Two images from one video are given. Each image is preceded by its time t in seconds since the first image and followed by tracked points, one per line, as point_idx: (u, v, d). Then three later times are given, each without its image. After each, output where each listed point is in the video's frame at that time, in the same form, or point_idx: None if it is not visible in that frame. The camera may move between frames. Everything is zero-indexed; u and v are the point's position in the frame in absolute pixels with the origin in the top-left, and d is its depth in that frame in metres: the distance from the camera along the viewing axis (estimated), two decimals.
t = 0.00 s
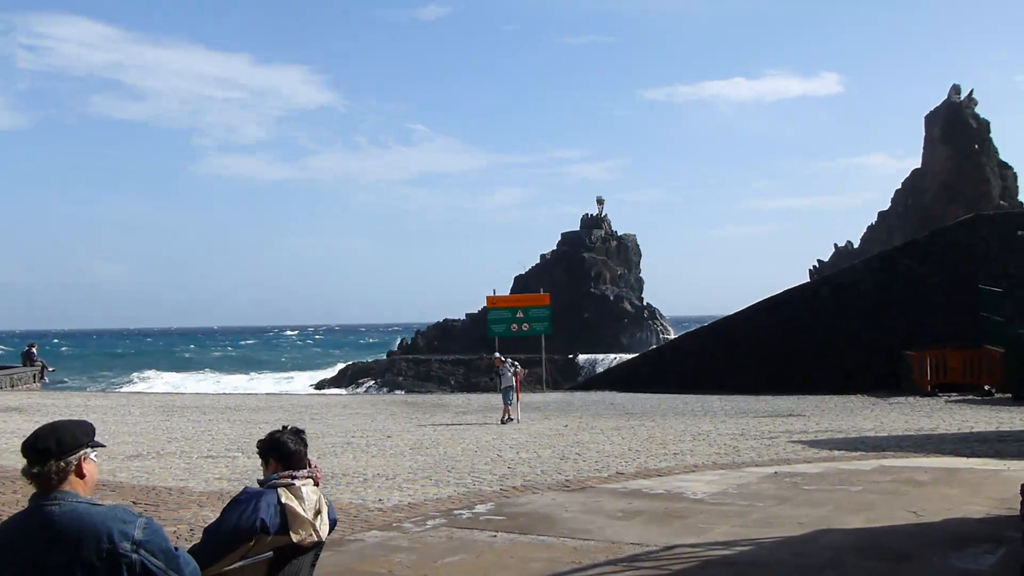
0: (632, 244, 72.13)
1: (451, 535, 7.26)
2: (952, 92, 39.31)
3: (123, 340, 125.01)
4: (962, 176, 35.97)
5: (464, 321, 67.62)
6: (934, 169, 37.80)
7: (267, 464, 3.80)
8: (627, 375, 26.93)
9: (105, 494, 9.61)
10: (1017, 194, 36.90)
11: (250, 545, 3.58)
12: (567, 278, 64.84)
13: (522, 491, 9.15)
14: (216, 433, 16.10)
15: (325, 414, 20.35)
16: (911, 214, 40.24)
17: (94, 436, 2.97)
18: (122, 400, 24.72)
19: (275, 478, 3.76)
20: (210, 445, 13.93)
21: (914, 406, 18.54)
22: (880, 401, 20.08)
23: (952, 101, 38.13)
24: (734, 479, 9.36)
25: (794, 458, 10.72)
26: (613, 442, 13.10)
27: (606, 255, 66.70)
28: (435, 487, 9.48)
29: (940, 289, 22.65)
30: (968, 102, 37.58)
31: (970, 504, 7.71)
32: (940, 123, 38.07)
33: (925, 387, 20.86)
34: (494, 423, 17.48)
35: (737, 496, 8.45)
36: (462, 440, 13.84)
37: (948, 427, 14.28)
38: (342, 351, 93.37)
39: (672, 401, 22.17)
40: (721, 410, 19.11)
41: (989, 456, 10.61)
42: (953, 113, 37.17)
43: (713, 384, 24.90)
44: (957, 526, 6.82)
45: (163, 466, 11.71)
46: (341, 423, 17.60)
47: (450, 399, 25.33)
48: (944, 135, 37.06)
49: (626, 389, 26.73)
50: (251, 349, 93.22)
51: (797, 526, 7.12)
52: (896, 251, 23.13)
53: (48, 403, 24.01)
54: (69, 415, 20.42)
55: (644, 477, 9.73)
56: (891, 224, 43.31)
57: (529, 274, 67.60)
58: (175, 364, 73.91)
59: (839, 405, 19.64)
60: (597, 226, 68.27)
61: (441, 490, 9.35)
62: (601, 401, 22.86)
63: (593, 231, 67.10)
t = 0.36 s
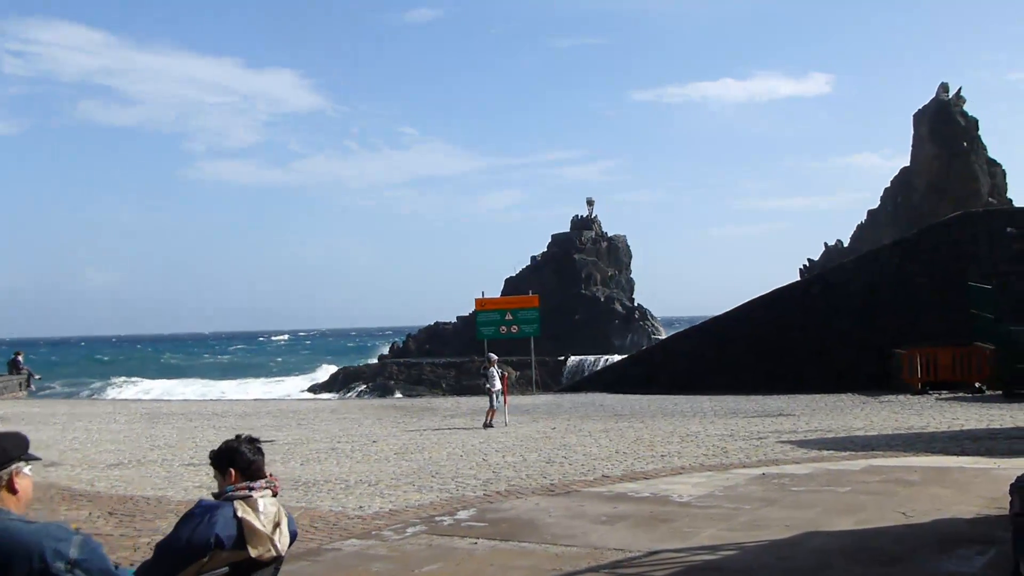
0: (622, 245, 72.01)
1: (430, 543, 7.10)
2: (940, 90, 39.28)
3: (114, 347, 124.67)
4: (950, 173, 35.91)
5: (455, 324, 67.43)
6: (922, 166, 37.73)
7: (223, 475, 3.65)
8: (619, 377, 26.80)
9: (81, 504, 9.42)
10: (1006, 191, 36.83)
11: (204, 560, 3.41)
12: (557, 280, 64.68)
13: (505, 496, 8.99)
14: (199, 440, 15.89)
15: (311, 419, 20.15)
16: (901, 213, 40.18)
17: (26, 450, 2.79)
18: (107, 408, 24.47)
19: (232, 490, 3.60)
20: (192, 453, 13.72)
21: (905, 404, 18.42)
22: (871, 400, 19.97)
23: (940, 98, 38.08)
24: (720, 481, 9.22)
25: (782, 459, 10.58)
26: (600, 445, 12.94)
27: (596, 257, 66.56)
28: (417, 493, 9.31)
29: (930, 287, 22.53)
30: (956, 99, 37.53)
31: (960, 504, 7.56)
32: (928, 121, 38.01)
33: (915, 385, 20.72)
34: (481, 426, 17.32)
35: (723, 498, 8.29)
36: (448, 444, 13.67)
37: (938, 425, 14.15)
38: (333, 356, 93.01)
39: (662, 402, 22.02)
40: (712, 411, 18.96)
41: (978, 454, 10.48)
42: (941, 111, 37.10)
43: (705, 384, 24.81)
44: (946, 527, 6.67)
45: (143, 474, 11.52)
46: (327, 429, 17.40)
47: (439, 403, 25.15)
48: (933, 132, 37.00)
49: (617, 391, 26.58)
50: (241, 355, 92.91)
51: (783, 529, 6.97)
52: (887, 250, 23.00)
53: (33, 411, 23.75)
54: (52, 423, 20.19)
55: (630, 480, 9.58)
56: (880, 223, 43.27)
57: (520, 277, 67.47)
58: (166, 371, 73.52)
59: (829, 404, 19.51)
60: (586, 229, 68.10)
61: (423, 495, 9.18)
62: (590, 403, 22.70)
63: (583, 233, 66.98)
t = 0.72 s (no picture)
0: (615, 248, 71.96)
1: (395, 542, 6.94)
2: (938, 103, 39.25)
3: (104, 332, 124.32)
4: (944, 186, 35.86)
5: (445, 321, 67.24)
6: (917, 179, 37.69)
7: (164, 466, 3.47)
8: (604, 377, 26.66)
9: (45, 490, 9.23)
10: (999, 206, 36.82)
11: (133, 558, 3.26)
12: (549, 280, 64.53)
13: (476, 497, 8.82)
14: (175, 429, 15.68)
15: (291, 412, 19.95)
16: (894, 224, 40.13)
17: None
18: (87, 393, 24.22)
19: (169, 483, 3.44)
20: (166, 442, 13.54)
21: (890, 416, 18.30)
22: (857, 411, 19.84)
23: (936, 111, 38.02)
24: (696, 489, 9.07)
25: (761, 468, 10.43)
26: (580, 448, 12.79)
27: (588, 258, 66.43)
28: (388, 490, 9.15)
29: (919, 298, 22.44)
30: (953, 113, 37.46)
31: (937, 521, 7.42)
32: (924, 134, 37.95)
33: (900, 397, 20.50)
34: (462, 424, 17.15)
35: (697, 507, 8.14)
36: (425, 442, 13.50)
37: (922, 439, 14.02)
38: (322, 349, 92.69)
39: (646, 406, 21.87)
40: (696, 417, 18.80)
41: (960, 470, 10.35)
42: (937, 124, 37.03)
43: (691, 388, 24.68)
44: (921, 545, 6.54)
45: (112, 462, 11.33)
46: (306, 422, 17.21)
47: (422, 399, 24.97)
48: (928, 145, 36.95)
49: (603, 393, 26.43)
50: (229, 345, 92.57)
51: (756, 541, 6.82)
52: (878, 260, 22.87)
53: (12, 393, 23.52)
54: (29, 406, 19.97)
55: (605, 485, 9.43)
56: (873, 234, 43.25)
57: (511, 276, 67.32)
58: (152, 357, 73.14)
59: (814, 414, 19.38)
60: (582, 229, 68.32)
61: (393, 493, 9.01)
62: (575, 405, 22.54)
63: (576, 235, 66.84)
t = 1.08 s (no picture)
0: (644, 244, 71.57)
1: (414, 547, 6.82)
2: (969, 92, 38.73)
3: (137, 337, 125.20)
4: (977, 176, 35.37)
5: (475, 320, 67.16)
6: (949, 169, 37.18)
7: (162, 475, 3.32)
8: (634, 375, 26.49)
9: (67, 498, 9.18)
10: None
11: (125, 571, 3.13)
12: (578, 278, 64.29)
13: (499, 499, 8.68)
14: (202, 433, 15.63)
15: (319, 414, 19.87)
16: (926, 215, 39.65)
17: None
18: (117, 399, 24.26)
19: (168, 493, 3.30)
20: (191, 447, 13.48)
21: (924, 411, 17.99)
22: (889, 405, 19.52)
23: (967, 100, 37.50)
24: (723, 488, 8.89)
25: (790, 466, 10.23)
26: (606, 447, 12.62)
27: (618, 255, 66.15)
28: (410, 493, 9.03)
29: (951, 289, 22.08)
30: (984, 101, 36.91)
31: (971, 518, 7.21)
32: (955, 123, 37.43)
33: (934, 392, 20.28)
34: (489, 425, 17.02)
35: (724, 507, 7.96)
36: (451, 442, 13.38)
37: (956, 433, 13.75)
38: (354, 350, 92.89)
39: (676, 403, 21.65)
40: (727, 413, 18.58)
41: (995, 465, 10.11)
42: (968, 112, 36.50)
43: (722, 384, 24.45)
44: (954, 543, 6.34)
45: (136, 468, 11.27)
46: (333, 424, 17.14)
47: (451, 399, 24.88)
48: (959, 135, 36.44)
49: (632, 391, 26.26)
50: (260, 348, 92.93)
51: (783, 541, 6.64)
52: (908, 252, 22.55)
53: (43, 400, 23.60)
54: (59, 413, 20.00)
55: (631, 484, 9.26)
56: (904, 225, 42.80)
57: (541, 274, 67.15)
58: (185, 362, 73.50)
59: (846, 408, 19.09)
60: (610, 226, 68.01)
61: (415, 496, 8.88)
62: (604, 402, 22.35)
63: (605, 232, 66.53)
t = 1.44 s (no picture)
0: (630, 247, 71.44)
1: (384, 552, 6.64)
2: (956, 97, 38.70)
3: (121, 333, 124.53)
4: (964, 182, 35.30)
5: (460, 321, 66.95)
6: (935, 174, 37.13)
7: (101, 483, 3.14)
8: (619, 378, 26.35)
9: (31, 498, 8.96)
10: (1019, 201, 36.27)
11: None
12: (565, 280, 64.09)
13: (474, 503, 8.50)
14: (177, 432, 15.40)
15: (298, 414, 19.64)
16: (912, 220, 39.59)
17: None
18: (95, 395, 23.99)
19: (107, 501, 3.11)
20: (164, 446, 13.26)
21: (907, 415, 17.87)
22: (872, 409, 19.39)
23: (954, 105, 37.46)
24: (703, 493, 8.73)
25: (772, 471, 10.08)
26: (586, 450, 12.45)
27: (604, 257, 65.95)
28: (384, 496, 8.84)
29: (938, 296, 22.00)
30: (971, 107, 36.86)
31: (953, 526, 7.06)
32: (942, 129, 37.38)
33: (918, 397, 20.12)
34: (470, 427, 16.83)
35: (703, 513, 7.81)
36: (429, 444, 13.19)
37: (939, 439, 13.62)
38: (338, 349, 92.58)
39: (659, 406, 21.48)
40: (709, 417, 18.45)
41: (978, 472, 9.98)
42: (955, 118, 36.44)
43: (706, 388, 24.31)
44: (936, 552, 6.18)
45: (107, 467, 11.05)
46: (311, 424, 16.93)
47: (433, 400, 24.69)
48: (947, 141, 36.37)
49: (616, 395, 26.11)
50: (244, 346, 92.47)
51: (761, 549, 6.48)
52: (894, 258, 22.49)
53: (20, 396, 23.31)
54: (34, 410, 19.73)
55: (609, 489, 9.10)
56: (890, 231, 42.62)
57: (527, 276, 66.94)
58: (168, 359, 73.07)
59: (830, 414, 18.98)
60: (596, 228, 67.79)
61: (389, 499, 8.70)
62: (587, 405, 22.18)
63: (591, 233, 66.34)
